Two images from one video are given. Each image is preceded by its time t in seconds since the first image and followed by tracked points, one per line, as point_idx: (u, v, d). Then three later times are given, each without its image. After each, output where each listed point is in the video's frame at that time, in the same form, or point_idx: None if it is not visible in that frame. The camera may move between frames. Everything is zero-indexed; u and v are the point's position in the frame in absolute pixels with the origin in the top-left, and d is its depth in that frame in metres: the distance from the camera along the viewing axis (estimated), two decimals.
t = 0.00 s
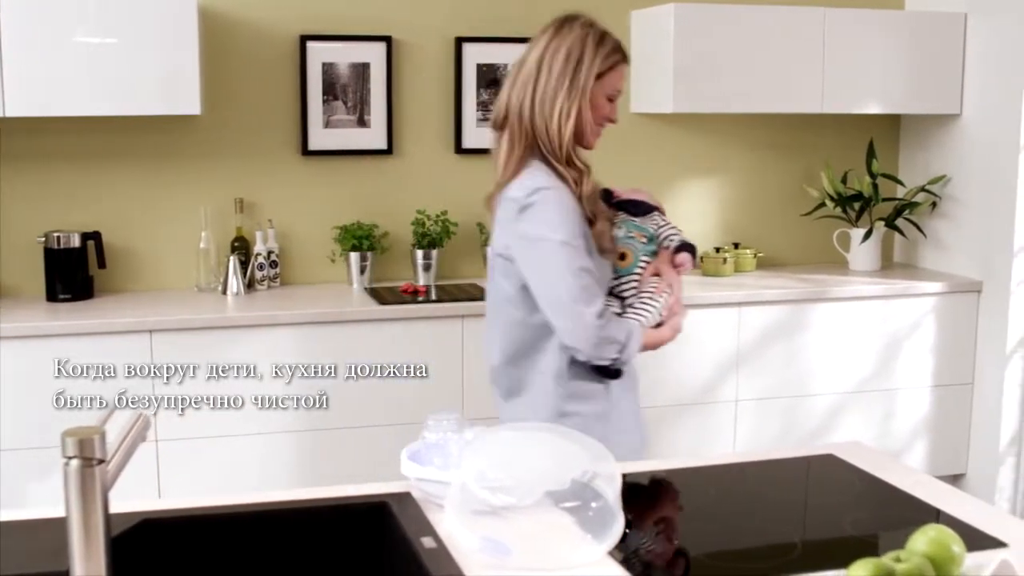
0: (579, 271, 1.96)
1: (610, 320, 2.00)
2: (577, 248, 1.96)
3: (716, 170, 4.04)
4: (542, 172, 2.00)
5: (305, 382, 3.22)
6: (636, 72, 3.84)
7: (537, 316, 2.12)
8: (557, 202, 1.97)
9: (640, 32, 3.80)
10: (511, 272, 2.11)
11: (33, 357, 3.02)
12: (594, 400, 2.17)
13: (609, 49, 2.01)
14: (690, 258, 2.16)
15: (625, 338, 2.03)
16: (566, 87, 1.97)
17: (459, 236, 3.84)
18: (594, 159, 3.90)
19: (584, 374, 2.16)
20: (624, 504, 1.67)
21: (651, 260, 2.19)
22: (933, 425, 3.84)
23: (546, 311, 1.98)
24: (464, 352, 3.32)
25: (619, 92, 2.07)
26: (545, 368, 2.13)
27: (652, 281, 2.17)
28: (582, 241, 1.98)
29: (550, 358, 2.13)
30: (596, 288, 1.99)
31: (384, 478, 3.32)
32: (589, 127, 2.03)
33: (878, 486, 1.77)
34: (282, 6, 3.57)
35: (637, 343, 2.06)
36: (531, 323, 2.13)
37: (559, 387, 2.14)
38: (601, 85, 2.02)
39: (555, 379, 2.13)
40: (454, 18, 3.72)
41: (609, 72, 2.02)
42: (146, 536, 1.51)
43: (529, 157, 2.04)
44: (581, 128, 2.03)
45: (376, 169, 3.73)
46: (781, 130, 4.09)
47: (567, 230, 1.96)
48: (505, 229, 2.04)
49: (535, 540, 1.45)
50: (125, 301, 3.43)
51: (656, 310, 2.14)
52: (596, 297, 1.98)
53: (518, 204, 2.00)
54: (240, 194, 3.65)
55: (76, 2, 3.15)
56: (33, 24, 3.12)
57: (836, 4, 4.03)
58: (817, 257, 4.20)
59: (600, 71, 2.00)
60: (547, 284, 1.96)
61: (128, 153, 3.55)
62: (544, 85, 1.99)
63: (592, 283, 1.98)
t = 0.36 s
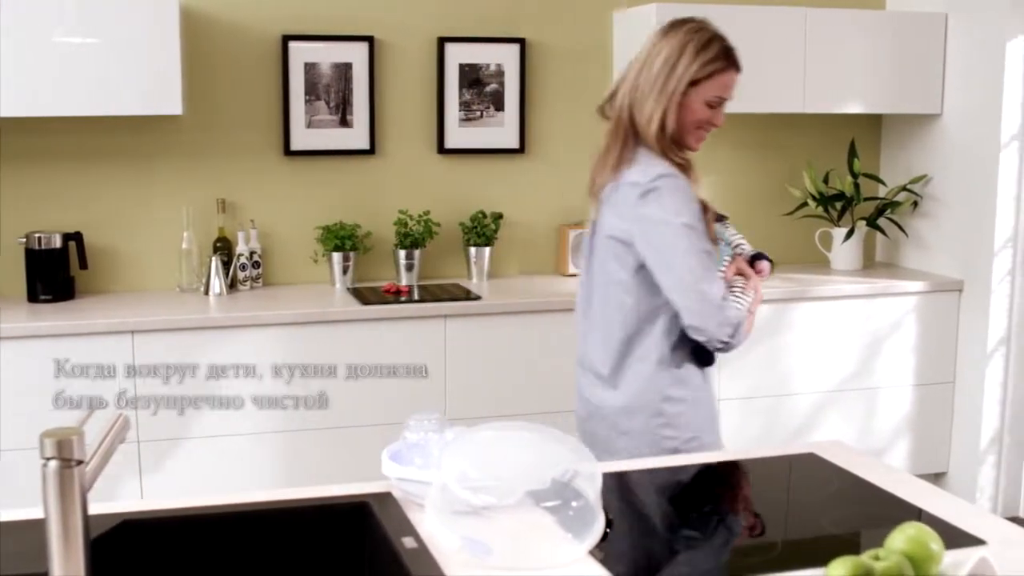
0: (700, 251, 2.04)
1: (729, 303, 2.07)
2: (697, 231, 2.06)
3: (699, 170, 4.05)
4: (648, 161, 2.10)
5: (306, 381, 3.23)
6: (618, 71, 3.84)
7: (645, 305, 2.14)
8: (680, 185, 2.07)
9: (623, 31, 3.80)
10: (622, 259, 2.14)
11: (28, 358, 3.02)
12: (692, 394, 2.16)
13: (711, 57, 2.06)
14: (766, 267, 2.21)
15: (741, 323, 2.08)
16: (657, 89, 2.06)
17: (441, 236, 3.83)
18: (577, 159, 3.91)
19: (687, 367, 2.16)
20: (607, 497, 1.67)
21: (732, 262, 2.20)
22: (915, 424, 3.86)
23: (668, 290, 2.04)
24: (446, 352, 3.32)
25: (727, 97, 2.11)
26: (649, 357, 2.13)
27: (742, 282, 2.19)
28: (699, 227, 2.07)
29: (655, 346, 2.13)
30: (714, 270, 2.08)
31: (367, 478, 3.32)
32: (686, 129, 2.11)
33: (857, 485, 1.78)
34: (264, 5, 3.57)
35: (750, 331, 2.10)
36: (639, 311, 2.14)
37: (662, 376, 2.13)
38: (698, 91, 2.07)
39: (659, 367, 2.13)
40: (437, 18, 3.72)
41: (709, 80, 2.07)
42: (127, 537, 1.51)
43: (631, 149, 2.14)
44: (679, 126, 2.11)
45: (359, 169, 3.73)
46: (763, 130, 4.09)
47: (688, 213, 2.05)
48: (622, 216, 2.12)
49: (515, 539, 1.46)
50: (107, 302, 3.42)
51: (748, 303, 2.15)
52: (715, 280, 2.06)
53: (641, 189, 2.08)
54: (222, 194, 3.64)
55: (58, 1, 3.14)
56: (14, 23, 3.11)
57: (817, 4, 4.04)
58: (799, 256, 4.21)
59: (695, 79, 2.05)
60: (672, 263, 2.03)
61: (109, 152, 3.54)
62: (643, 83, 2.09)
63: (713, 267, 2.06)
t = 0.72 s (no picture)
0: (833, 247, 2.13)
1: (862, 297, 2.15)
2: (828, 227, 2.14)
3: (679, 169, 4.06)
4: (774, 162, 2.16)
5: (296, 382, 3.22)
6: (598, 71, 3.85)
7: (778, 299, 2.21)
8: (809, 184, 2.15)
9: (603, 32, 3.81)
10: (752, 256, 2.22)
11: (9, 359, 3.01)
12: (823, 385, 2.23)
13: (819, 50, 2.10)
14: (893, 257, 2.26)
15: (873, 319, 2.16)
16: (771, 92, 2.12)
17: (422, 237, 3.83)
18: (558, 159, 3.91)
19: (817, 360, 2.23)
20: (584, 504, 1.67)
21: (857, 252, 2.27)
22: (895, 423, 3.87)
23: (803, 287, 2.12)
24: (427, 352, 3.32)
25: (841, 85, 2.14)
26: (777, 351, 2.21)
27: (870, 272, 2.25)
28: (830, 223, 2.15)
29: (785, 339, 2.21)
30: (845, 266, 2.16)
31: (348, 478, 3.32)
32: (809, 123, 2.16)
33: (835, 482, 1.79)
34: (243, 5, 3.56)
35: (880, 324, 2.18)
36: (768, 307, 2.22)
37: (790, 369, 2.21)
38: (813, 86, 2.11)
39: (789, 359, 2.21)
40: (417, 18, 3.71)
41: (821, 73, 2.11)
42: (107, 538, 1.51)
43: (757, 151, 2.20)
44: (801, 123, 2.16)
45: (339, 169, 3.72)
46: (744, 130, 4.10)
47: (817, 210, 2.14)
48: (751, 214, 2.19)
49: (495, 539, 1.46)
50: (87, 302, 3.41)
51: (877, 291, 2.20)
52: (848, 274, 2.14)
53: (768, 189, 2.16)
54: (202, 195, 3.63)
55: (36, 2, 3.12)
56: None
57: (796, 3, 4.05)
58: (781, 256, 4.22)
59: (808, 76, 2.10)
60: (805, 261, 2.11)
61: (89, 152, 3.52)
62: (757, 87, 2.14)
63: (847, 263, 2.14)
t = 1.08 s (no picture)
0: (894, 255, 2.11)
1: (922, 308, 2.09)
2: (897, 235, 2.12)
3: (661, 169, 4.07)
4: (857, 165, 2.17)
5: (278, 383, 3.22)
6: (581, 71, 3.85)
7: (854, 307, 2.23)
8: (879, 189, 2.13)
9: (585, 32, 3.81)
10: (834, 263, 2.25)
11: None
12: (908, 395, 2.18)
13: (893, 42, 2.12)
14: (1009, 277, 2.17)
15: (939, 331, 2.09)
16: (850, 89, 2.16)
17: (405, 237, 3.83)
18: (541, 159, 3.92)
19: (897, 371, 2.19)
20: (566, 503, 1.67)
21: (976, 263, 2.20)
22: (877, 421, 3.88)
23: (862, 294, 2.15)
24: (410, 352, 3.31)
25: (928, 77, 2.13)
26: (853, 356, 2.21)
27: (976, 285, 2.18)
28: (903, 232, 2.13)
29: (859, 346, 2.20)
30: (913, 276, 2.13)
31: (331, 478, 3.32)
32: (894, 120, 2.15)
33: (815, 481, 1.79)
34: (225, 6, 3.56)
35: (951, 337, 2.11)
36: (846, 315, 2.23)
37: (867, 375, 2.19)
38: (891, 79, 2.12)
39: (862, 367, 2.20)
40: (399, 18, 3.71)
41: (898, 64, 2.12)
42: (87, 539, 1.50)
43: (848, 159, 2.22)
44: (886, 121, 2.16)
45: (322, 169, 3.72)
46: (726, 130, 4.11)
47: (888, 217, 2.12)
48: (830, 219, 2.23)
49: (475, 538, 1.47)
50: (69, 303, 3.39)
51: (973, 311, 2.17)
52: (910, 283, 2.11)
53: (844, 196, 2.18)
54: (185, 195, 3.62)
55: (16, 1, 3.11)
56: None
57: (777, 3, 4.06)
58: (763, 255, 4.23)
59: (881, 69, 2.12)
60: (865, 266, 2.13)
61: (71, 152, 3.51)
62: (841, 90, 2.19)
63: (909, 272, 2.12)
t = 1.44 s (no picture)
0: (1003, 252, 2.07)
1: None
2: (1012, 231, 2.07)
3: (644, 169, 4.07)
4: (986, 161, 2.13)
5: (262, 383, 3.22)
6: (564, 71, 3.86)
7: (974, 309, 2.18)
8: (995, 185, 2.10)
9: (568, 32, 3.81)
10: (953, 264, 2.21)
11: None
12: None
13: None
14: None
15: None
16: (986, 78, 2.13)
17: (388, 237, 3.83)
18: (524, 159, 3.92)
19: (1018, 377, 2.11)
20: (550, 503, 1.67)
21: None
22: (859, 420, 3.89)
23: (970, 290, 2.11)
24: (393, 353, 3.31)
25: None
26: (973, 359, 2.16)
27: None
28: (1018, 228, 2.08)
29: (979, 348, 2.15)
30: None
31: (313, 479, 3.31)
32: None
33: (795, 480, 1.80)
34: (208, 5, 3.55)
35: None
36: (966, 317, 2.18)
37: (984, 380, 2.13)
38: None
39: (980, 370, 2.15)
40: (382, 18, 3.71)
41: None
42: (67, 540, 1.50)
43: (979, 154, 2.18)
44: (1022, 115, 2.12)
45: (304, 169, 3.71)
46: (709, 130, 4.12)
47: (1002, 212, 2.08)
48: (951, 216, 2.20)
49: (458, 539, 1.47)
50: (51, 303, 3.38)
51: None
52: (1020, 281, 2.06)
53: (965, 188, 2.15)
54: (167, 195, 3.62)
55: None
56: None
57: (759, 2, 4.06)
58: (746, 254, 4.24)
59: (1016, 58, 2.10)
60: (973, 261, 2.10)
61: (53, 152, 3.50)
62: (979, 80, 2.16)
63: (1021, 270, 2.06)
